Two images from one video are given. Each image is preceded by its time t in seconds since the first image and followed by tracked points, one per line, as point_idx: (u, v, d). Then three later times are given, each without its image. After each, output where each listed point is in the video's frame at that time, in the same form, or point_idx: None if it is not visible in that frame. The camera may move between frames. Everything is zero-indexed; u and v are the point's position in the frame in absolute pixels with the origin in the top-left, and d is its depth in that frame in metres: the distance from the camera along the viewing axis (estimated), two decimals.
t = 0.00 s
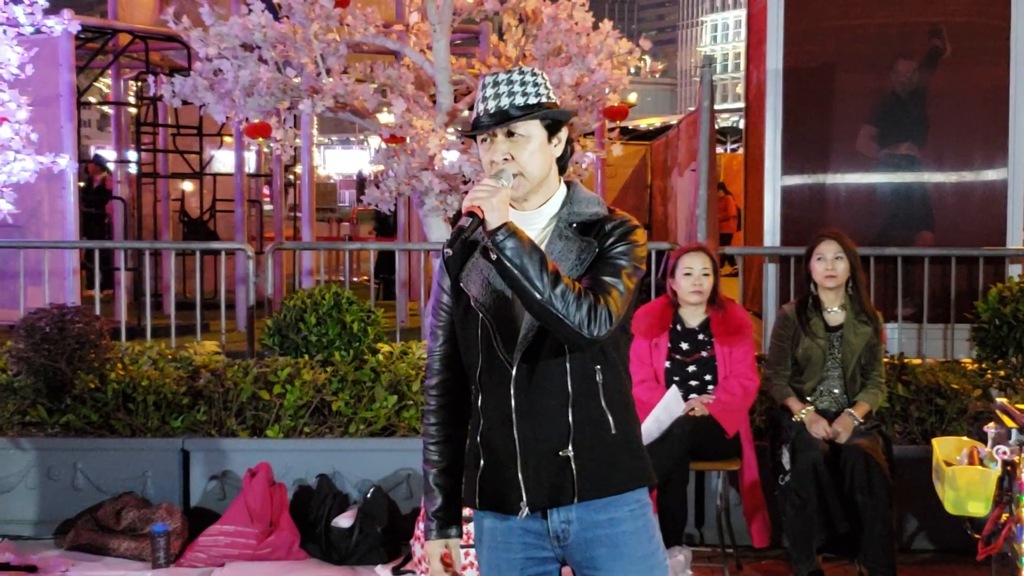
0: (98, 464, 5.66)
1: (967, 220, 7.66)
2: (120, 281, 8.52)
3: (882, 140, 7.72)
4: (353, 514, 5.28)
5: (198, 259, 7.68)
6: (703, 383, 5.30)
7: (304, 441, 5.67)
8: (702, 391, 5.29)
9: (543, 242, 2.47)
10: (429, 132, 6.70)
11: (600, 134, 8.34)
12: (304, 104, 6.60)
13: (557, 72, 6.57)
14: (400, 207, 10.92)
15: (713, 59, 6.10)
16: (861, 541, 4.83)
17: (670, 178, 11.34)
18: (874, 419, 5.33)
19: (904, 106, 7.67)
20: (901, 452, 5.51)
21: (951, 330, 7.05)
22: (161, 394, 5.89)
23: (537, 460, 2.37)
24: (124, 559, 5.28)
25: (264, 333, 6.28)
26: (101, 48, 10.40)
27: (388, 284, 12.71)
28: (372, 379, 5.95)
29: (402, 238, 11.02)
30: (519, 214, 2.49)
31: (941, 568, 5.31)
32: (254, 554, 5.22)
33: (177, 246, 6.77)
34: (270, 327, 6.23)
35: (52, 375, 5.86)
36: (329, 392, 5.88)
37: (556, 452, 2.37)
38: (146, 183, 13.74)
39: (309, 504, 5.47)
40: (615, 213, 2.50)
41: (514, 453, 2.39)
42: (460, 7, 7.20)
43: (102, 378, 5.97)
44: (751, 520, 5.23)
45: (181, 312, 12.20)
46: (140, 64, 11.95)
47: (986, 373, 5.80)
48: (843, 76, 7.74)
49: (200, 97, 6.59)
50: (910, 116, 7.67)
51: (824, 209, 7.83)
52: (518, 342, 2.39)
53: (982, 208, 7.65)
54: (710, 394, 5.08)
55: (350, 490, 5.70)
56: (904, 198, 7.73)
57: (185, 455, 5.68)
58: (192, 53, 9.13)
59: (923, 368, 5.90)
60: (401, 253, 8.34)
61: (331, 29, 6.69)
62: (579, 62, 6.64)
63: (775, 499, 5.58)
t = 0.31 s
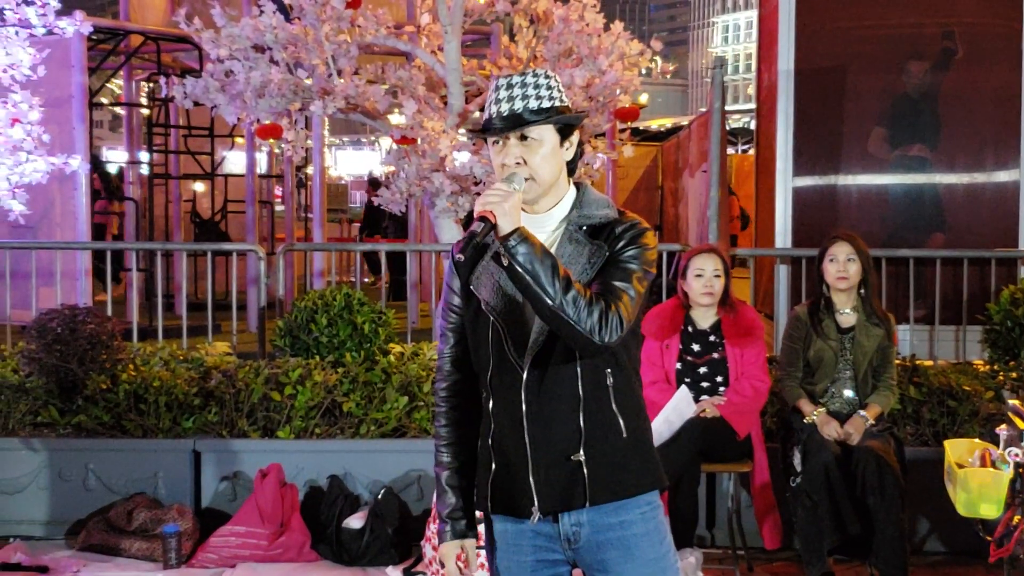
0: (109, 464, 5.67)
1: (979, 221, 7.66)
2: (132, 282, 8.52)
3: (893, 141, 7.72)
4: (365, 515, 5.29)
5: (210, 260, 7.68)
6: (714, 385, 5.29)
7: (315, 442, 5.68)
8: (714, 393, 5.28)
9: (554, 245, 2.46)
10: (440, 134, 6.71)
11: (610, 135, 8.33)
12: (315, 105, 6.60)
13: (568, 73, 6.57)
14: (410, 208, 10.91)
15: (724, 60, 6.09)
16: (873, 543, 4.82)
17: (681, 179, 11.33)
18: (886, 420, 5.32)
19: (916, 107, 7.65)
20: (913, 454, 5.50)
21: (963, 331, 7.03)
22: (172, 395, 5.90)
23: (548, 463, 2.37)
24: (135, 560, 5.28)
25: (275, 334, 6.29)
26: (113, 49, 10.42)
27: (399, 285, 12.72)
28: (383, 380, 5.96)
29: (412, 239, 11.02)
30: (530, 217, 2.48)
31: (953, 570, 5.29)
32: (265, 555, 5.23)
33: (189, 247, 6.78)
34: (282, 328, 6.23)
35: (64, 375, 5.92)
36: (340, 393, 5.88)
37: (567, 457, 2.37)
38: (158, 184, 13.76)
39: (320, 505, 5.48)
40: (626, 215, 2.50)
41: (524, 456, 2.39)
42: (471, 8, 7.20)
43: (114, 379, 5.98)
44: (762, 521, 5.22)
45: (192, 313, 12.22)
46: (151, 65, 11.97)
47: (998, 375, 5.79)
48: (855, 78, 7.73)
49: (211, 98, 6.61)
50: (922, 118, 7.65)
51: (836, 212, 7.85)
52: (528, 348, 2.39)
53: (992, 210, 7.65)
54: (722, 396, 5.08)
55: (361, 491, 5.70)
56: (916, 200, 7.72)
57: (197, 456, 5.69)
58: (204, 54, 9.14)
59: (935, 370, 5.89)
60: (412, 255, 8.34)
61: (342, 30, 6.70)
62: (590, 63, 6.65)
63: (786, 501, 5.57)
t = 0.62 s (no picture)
0: (117, 464, 5.68)
1: (987, 219, 7.66)
2: (141, 280, 8.53)
3: (901, 139, 7.71)
4: (373, 514, 5.30)
5: (217, 259, 7.69)
6: (721, 383, 5.30)
7: (322, 441, 5.68)
8: (721, 391, 5.29)
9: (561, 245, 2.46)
10: (446, 132, 6.68)
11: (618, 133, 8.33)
12: (322, 104, 6.60)
13: (575, 72, 6.57)
14: (418, 207, 10.91)
15: (732, 59, 6.09)
16: (881, 541, 4.82)
17: (689, 176, 11.31)
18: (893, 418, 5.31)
19: (924, 105, 7.65)
20: (920, 452, 5.50)
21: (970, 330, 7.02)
22: (180, 393, 5.91)
23: (556, 464, 2.37)
24: (143, 559, 5.29)
25: (283, 332, 6.29)
26: (120, 49, 10.42)
27: (406, 283, 12.73)
28: (390, 379, 5.96)
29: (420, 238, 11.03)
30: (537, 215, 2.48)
31: (961, 569, 5.29)
32: (273, 554, 5.22)
33: (196, 246, 6.79)
34: (289, 327, 6.24)
35: (72, 374, 5.90)
36: (347, 392, 5.88)
37: (576, 457, 2.37)
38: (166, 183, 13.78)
39: (328, 504, 5.48)
40: (632, 215, 2.50)
41: (532, 455, 2.39)
42: (478, 6, 7.18)
43: (122, 379, 6.00)
44: (770, 520, 5.22)
45: (200, 312, 12.24)
46: (159, 64, 11.97)
47: (1007, 374, 5.78)
48: (863, 76, 7.73)
49: (218, 98, 6.63)
50: (929, 116, 7.65)
51: (843, 209, 7.89)
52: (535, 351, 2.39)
53: (1001, 207, 7.63)
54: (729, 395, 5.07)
55: (369, 490, 5.70)
56: (923, 199, 7.72)
57: (204, 456, 5.70)
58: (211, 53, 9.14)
59: (943, 368, 5.87)
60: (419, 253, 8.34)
61: (349, 30, 6.69)
62: (597, 62, 6.64)
63: (794, 499, 5.57)
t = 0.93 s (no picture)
0: (123, 460, 5.68)
1: (992, 217, 7.70)
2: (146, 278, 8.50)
3: (906, 137, 7.73)
4: (377, 511, 5.29)
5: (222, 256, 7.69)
6: (727, 381, 5.30)
7: (328, 438, 5.68)
8: (726, 389, 5.29)
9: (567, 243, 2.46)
10: (451, 129, 6.68)
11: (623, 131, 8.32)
12: (327, 101, 6.60)
13: (581, 69, 6.58)
14: (424, 205, 10.92)
15: (737, 56, 6.08)
16: (886, 539, 4.82)
17: (693, 175, 11.32)
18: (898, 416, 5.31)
19: (929, 103, 7.67)
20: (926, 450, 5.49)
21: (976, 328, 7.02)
22: (185, 390, 5.92)
23: (568, 462, 2.37)
24: (148, 555, 5.29)
25: (288, 330, 6.29)
26: (126, 46, 10.43)
27: (410, 281, 12.73)
28: (395, 376, 5.96)
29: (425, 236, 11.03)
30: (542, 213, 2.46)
31: (967, 567, 5.29)
32: (278, 550, 5.22)
33: (201, 244, 6.79)
34: (294, 324, 6.24)
35: (77, 371, 5.91)
36: (353, 389, 5.87)
37: (587, 456, 2.37)
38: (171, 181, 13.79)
39: (334, 501, 5.49)
40: (636, 213, 2.50)
41: (541, 454, 2.39)
42: (483, 4, 7.19)
43: (127, 375, 6.01)
44: (775, 518, 5.22)
45: (205, 309, 12.25)
46: (164, 61, 11.99)
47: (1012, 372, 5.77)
48: (868, 74, 7.74)
49: (224, 95, 6.64)
50: (935, 114, 7.68)
51: (848, 207, 7.87)
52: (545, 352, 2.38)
53: (1005, 206, 7.69)
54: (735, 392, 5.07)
55: (374, 487, 5.70)
56: (930, 196, 7.75)
57: (210, 452, 5.70)
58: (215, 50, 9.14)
59: (948, 366, 5.87)
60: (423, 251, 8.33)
61: (355, 27, 6.70)
62: (602, 59, 6.67)
63: (799, 497, 5.57)
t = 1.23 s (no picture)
0: (125, 458, 5.69)
1: (993, 214, 7.71)
2: (148, 276, 8.48)
3: (908, 135, 7.74)
4: (380, 509, 5.29)
5: (224, 254, 7.70)
6: (729, 378, 5.30)
7: (331, 436, 5.68)
8: (728, 386, 5.29)
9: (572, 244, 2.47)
10: (453, 127, 6.69)
11: (624, 129, 8.31)
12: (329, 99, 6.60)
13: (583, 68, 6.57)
14: (426, 203, 10.93)
15: (738, 53, 6.08)
16: (889, 537, 4.83)
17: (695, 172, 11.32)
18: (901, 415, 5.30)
19: (931, 101, 7.68)
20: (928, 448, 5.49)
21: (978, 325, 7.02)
22: (187, 388, 5.93)
23: (574, 463, 2.37)
24: (150, 553, 5.30)
25: (290, 327, 6.26)
26: (127, 44, 10.43)
27: (412, 279, 12.74)
28: (398, 374, 5.97)
29: (427, 233, 11.04)
30: (549, 214, 2.46)
31: (968, 564, 5.30)
32: (280, 548, 5.24)
33: (203, 242, 6.78)
34: (296, 322, 6.22)
35: (79, 369, 5.92)
36: (355, 387, 5.88)
37: (593, 457, 2.38)
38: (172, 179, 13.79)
39: (336, 499, 5.50)
40: (641, 214, 2.50)
41: (545, 454, 2.38)
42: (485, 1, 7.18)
43: (129, 374, 6.01)
44: (776, 516, 5.22)
45: (207, 307, 12.26)
46: (166, 59, 11.99)
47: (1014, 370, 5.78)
48: (869, 72, 7.74)
49: (226, 93, 6.64)
50: (936, 111, 7.68)
51: (851, 204, 7.87)
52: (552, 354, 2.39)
53: (1007, 203, 7.69)
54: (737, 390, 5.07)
55: (377, 485, 5.70)
56: (931, 193, 7.77)
57: (212, 450, 5.70)
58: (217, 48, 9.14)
59: (950, 364, 5.87)
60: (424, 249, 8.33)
61: (357, 24, 6.70)
62: (604, 57, 6.70)
63: (801, 495, 5.57)
